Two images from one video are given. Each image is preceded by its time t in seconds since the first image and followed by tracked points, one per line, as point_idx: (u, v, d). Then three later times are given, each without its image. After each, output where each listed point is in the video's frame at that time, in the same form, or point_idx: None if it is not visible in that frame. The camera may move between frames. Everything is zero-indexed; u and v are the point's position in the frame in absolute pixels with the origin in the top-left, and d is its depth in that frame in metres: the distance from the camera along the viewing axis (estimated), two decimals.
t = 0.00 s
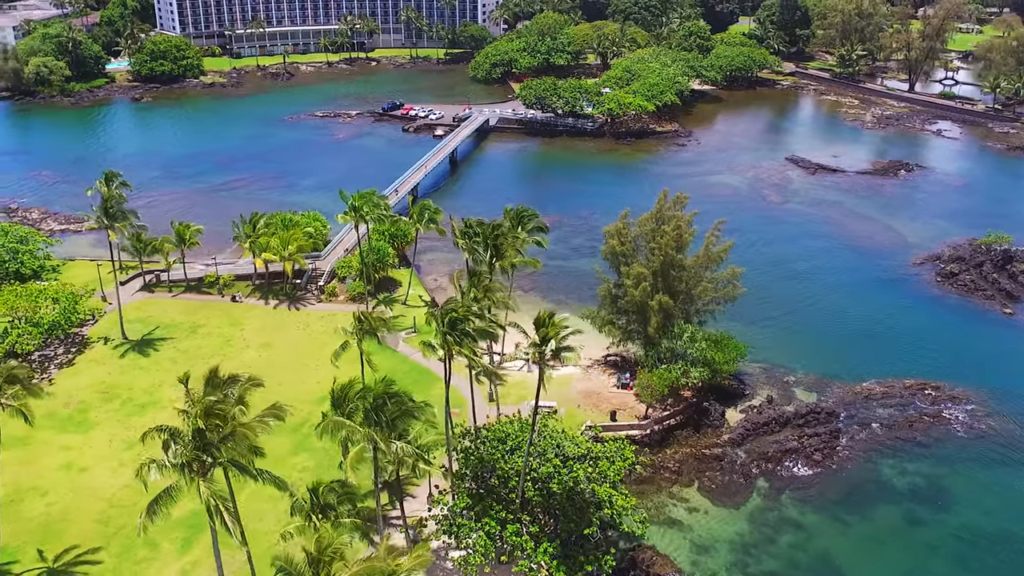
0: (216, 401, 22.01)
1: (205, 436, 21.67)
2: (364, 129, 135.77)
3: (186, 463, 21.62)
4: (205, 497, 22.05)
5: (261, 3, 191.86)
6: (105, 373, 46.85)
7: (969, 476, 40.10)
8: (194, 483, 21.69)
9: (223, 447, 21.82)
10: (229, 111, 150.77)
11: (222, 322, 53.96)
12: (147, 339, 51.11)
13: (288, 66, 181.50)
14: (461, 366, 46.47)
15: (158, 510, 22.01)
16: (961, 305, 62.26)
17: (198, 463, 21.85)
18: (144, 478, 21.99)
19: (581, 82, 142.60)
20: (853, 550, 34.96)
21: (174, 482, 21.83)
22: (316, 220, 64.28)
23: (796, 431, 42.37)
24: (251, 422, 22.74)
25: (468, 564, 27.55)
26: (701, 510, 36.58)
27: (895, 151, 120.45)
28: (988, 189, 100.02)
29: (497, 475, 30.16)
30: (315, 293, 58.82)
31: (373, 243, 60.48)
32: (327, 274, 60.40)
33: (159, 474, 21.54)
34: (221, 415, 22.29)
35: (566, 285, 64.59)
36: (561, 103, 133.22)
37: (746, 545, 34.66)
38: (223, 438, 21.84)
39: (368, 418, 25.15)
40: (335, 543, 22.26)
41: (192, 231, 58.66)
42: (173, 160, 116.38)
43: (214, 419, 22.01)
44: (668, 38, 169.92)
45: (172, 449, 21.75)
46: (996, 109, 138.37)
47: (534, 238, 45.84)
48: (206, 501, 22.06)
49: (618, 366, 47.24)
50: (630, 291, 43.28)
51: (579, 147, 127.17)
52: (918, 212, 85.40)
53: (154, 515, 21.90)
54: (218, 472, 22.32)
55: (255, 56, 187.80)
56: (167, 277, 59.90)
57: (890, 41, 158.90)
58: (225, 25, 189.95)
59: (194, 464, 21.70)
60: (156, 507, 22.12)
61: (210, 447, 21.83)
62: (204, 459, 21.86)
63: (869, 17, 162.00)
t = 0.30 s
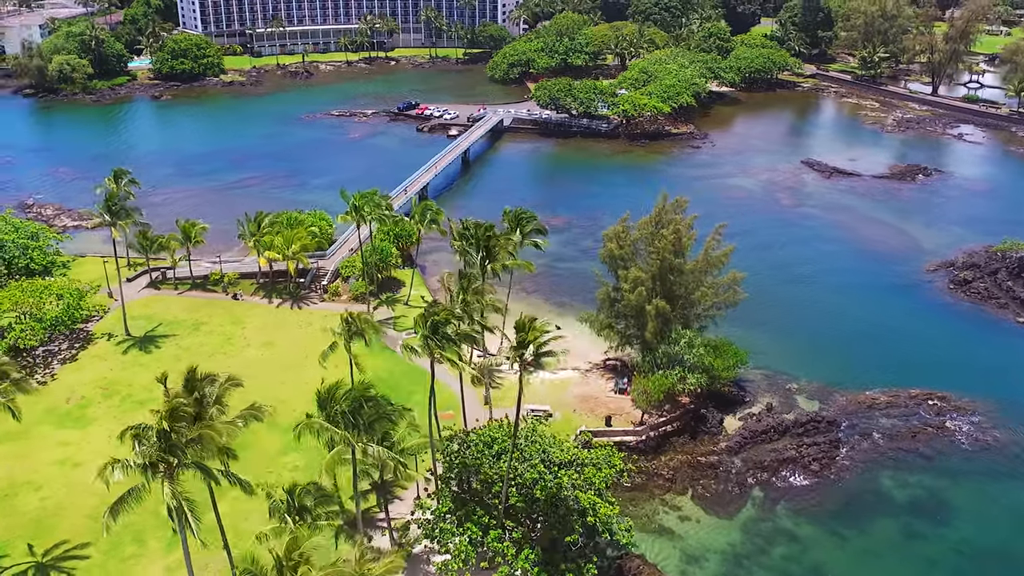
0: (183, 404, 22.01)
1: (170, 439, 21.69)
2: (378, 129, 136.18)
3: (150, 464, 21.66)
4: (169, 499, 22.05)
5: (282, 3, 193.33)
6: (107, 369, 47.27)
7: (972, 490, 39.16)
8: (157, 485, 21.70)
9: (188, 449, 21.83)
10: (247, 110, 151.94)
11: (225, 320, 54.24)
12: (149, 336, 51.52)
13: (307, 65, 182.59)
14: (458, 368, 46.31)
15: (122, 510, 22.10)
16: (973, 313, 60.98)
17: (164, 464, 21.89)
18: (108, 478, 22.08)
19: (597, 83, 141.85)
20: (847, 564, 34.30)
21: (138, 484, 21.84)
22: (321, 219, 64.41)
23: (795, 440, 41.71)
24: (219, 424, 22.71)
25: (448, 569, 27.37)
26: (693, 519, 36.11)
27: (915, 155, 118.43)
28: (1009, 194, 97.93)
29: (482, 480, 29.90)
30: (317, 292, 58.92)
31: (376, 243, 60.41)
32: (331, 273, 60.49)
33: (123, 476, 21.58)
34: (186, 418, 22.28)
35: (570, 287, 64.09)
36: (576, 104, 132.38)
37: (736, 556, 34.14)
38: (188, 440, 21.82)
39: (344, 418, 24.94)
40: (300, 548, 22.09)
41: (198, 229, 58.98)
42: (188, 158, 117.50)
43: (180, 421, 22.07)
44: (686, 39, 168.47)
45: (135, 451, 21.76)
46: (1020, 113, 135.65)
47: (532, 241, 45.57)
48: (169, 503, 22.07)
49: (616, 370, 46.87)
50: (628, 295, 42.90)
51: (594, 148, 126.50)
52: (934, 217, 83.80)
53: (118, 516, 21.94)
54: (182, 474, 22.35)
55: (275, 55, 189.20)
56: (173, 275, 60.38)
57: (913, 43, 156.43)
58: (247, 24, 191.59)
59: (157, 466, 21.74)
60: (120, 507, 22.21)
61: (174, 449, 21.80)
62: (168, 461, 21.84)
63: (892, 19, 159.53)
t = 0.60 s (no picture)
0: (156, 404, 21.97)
1: (141, 439, 21.64)
2: (393, 128, 136.63)
3: (120, 464, 21.61)
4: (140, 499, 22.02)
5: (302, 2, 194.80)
6: (109, 365, 47.70)
7: (976, 503, 38.34)
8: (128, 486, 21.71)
9: (159, 449, 21.71)
10: (264, 108, 153.14)
11: (229, 318, 54.54)
12: (153, 333, 51.92)
13: (326, 64, 183.68)
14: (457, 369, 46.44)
15: (91, 509, 22.07)
16: (986, 321, 59.78)
17: (135, 464, 21.86)
18: (78, 477, 22.05)
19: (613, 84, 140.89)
20: None
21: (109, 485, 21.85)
22: (328, 219, 64.60)
23: (794, 449, 41.11)
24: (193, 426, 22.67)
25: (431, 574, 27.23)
26: (687, 527, 35.64)
27: (934, 159, 116.45)
28: None
29: (466, 484, 29.76)
30: (322, 292, 59.06)
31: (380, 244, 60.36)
32: (336, 273, 60.60)
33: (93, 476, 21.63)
34: (159, 418, 22.23)
35: (576, 289, 63.65)
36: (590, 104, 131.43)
37: (729, 566, 33.69)
38: (160, 441, 21.75)
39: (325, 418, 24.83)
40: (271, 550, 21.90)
41: (205, 228, 59.37)
42: (204, 156, 118.54)
43: (152, 422, 22.01)
44: (704, 40, 166.99)
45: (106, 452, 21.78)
46: None
47: (532, 243, 45.38)
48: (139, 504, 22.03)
49: (615, 375, 46.67)
50: (626, 300, 42.59)
51: (608, 149, 125.55)
52: (952, 223, 82.15)
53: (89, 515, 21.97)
54: (154, 474, 22.32)
55: (295, 53, 190.75)
56: (180, 273, 60.91)
57: (936, 45, 153.90)
58: (267, 23, 193.28)
59: (127, 465, 21.70)
60: (90, 507, 22.20)
61: (146, 450, 21.74)
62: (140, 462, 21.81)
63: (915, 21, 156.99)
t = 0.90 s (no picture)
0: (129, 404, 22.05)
1: (113, 439, 21.71)
2: (407, 128, 136.98)
3: (92, 463, 21.68)
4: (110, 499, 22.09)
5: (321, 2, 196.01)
6: (112, 362, 48.17)
7: (978, 516, 37.57)
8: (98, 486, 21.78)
9: (132, 449, 21.75)
10: (281, 107, 154.20)
11: (233, 316, 54.87)
12: (157, 330, 52.36)
13: (344, 64, 184.65)
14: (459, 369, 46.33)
15: (62, 509, 22.18)
16: (998, 329, 58.65)
17: (108, 463, 21.92)
18: (50, 476, 22.15)
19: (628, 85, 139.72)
20: None
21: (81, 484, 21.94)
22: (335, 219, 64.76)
23: (794, 457, 40.50)
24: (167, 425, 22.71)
25: None
26: (680, 536, 35.18)
27: (954, 164, 114.46)
28: None
29: (452, 488, 29.60)
30: (326, 291, 59.20)
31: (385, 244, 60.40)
32: (340, 273, 60.70)
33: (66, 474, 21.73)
34: (132, 418, 22.28)
35: (581, 292, 63.31)
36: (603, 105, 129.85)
37: None
38: (132, 442, 21.78)
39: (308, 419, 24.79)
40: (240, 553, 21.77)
41: (211, 226, 59.72)
42: (219, 154, 119.59)
43: (125, 421, 22.09)
44: (723, 41, 165.55)
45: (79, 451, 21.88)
46: None
47: (531, 245, 45.22)
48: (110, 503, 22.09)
49: (615, 380, 46.38)
50: (624, 305, 42.24)
51: (623, 151, 124.55)
52: (969, 229, 80.68)
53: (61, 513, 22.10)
54: (127, 473, 22.39)
55: (314, 53, 192.07)
56: (186, 271, 61.37)
57: (960, 47, 151.37)
58: (287, 22, 194.72)
59: (100, 465, 21.80)
60: (62, 506, 22.28)
61: (118, 450, 21.81)
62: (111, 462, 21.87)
63: (938, 23, 154.55)
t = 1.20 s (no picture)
0: (101, 404, 22.07)
1: (84, 439, 21.72)
2: (421, 128, 137.26)
3: (63, 462, 21.71)
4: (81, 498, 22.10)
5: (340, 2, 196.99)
6: (115, 359, 48.57)
7: (979, 530, 36.82)
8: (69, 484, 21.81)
9: (103, 449, 21.77)
10: (297, 106, 155.07)
11: (236, 315, 55.11)
12: (161, 328, 52.70)
13: (362, 63, 185.42)
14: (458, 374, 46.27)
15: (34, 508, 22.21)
16: (1010, 338, 57.46)
17: (80, 463, 21.93)
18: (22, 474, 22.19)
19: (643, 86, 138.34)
20: None
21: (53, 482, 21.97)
22: (341, 218, 64.88)
23: (792, 466, 40.00)
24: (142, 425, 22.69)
25: None
26: (671, 544, 34.85)
27: (973, 170, 112.45)
28: None
29: (437, 490, 29.43)
30: (329, 291, 59.28)
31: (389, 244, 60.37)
32: (344, 273, 60.76)
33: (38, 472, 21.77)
34: (104, 418, 22.30)
35: (585, 294, 62.87)
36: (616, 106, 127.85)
37: None
38: (103, 442, 21.84)
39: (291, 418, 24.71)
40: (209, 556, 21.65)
41: (217, 225, 60.13)
42: (233, 153, 120.47)
43: (98, 420, 22.18)
44: (741, 42, 164.02)
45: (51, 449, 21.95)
46: None
47: (531, 248, 45.01)
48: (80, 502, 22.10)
49: (613, 384, 46.09)
50: (620, 308, 41.87)
51: (636, 152, 123.01)
52: (984, 235, 79.18)
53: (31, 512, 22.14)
54: (100, 473, 22.41)
55: (332, 52, 193.20)
56: (193, 269, 61.76)
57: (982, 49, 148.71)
58: (306, 22, 195.97)
59: (69, 464, 21.80)
60: (34, 505, 22.33)
61: (89, 450, 21.84)
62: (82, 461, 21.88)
63: (961, 25, 152.03)
